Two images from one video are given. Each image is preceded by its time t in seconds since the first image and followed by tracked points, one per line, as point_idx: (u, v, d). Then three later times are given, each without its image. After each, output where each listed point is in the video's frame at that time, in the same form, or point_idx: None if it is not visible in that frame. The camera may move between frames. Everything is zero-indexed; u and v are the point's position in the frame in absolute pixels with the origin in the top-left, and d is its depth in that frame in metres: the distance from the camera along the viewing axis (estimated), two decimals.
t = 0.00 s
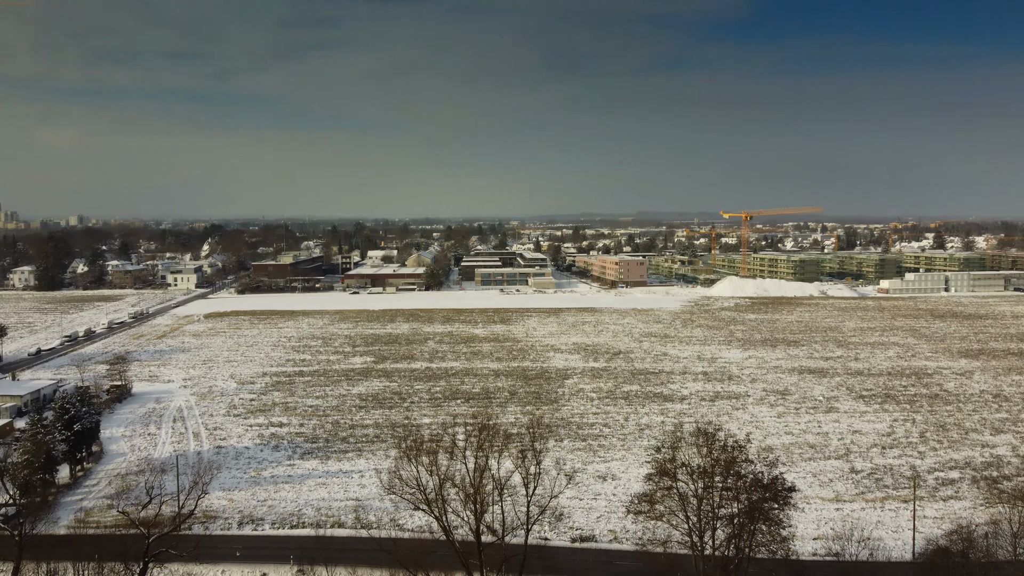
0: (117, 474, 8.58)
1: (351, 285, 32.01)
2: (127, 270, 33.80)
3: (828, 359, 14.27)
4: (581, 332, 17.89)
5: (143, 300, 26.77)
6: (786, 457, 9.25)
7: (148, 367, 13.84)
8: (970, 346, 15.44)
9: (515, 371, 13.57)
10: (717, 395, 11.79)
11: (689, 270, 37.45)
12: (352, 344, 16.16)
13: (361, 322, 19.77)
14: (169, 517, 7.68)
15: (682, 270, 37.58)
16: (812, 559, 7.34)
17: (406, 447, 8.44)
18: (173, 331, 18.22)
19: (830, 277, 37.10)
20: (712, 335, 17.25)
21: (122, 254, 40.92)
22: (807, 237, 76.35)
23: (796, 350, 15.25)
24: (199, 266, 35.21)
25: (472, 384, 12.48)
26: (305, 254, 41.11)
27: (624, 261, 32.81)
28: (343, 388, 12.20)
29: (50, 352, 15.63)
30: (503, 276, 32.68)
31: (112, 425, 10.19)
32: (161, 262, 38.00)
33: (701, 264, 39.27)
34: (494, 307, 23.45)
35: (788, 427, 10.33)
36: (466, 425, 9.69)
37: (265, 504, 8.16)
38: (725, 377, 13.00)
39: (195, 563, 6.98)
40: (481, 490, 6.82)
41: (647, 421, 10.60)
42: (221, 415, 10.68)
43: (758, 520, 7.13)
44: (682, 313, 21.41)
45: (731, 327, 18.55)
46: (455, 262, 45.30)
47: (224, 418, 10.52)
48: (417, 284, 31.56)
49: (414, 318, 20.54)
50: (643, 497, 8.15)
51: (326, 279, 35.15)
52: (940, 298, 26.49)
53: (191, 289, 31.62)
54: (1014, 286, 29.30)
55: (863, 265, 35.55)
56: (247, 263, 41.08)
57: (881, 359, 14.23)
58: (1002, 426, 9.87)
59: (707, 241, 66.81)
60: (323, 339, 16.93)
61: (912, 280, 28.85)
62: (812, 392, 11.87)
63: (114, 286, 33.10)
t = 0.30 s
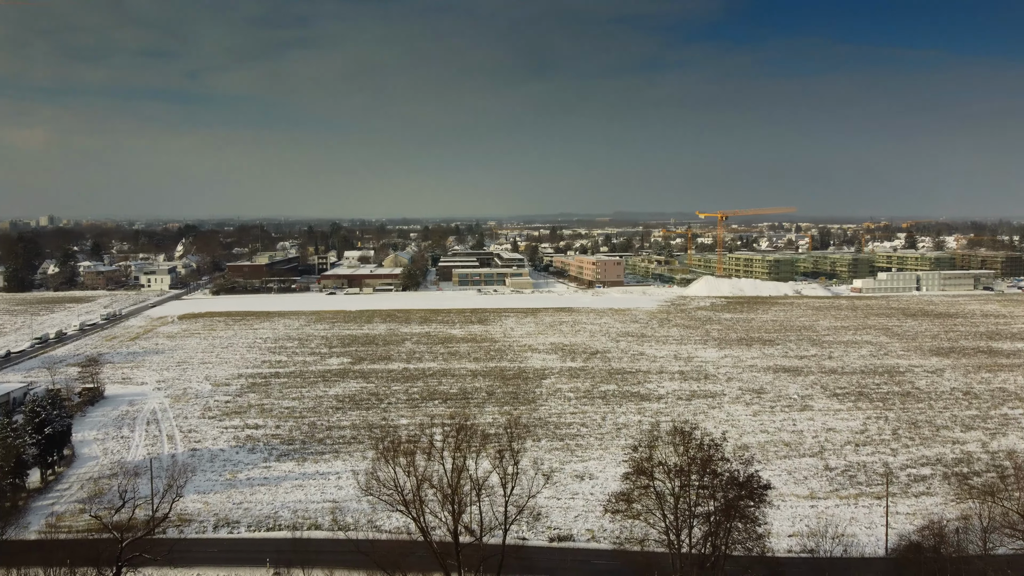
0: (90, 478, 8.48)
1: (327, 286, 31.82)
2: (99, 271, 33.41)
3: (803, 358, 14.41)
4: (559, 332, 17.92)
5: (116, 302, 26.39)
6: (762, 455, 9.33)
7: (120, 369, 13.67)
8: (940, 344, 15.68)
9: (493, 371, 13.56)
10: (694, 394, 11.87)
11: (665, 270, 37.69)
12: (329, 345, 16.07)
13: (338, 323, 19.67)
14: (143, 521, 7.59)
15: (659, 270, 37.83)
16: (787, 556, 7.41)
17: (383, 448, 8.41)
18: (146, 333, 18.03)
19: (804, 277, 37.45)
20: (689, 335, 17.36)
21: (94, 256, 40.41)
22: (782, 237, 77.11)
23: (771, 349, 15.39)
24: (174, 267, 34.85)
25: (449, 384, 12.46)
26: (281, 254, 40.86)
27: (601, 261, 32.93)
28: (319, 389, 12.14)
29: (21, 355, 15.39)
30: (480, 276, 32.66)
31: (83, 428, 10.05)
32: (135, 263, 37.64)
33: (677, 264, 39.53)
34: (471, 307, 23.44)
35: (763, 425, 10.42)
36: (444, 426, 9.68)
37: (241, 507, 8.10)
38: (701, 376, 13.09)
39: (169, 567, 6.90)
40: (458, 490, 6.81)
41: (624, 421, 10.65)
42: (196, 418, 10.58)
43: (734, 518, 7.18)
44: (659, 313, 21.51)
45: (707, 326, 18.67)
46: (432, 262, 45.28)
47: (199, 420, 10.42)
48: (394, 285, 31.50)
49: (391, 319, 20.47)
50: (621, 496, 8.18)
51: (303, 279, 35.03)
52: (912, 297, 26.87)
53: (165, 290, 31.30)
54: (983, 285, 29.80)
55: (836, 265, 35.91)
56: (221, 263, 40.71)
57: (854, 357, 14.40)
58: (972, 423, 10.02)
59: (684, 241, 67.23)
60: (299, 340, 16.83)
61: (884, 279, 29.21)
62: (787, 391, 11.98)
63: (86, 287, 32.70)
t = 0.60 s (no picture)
0: (61, 482, 8.37)
1: (303, 286, 31.71)
2: (70, 272, 32.94)
3: (778, 356, 14.55)
4: (536, 332, 17.96)
5: (88, 304, 25.99)
6: (738, 454, 9.40)
7: (92, 372, 13.49)
8: (912, 343, 15.90)
9: (470, 371, 13.56)
10: (670, 393, 11.95)
11: (642, 270, 37.92)
12: (305, 347, 15.98)
13: (314, 324, 19.58)
14: (116, 525, 7.50)
15: (636, 270, 38.06)
16: (763, 553, 7.46)
17: (360, 450, 8.38)
18: (119, 335, 17.83)
19: (779, 276, 37.76)
20: (665, 334, 17.45)
21: (65, 257, 39.87)
22: (757, 237, 77.91)
23: (747, 348, 15.54)
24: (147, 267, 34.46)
25: (427, 385, 12.45)
26: (256, 255, 40.56)
27: (578, 261, 33.05)
28: (296, 391, 12.07)
29: None
30: (458, 276, 32.63)
31: (55, 432, 9.91)
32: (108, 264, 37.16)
33: (654, 264, 39.77)
34: (449, 307, 23.43)
35: (739, 423, 10.50)
36: (421, 427, 9.67)
37: (216, 510, 8.03)
38: (678, 375, 13.18)
39: (142, 572, 6.82)
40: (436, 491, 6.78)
41: (602, 420, 10.69)
42: (170, 420, 10.48)
43: (710, 516, 7.22)
44: (635, 313, 21.60)
45: (683, 326, 18.80)
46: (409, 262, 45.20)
47: (173, 423, 10.32)
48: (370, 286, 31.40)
49: (368, 319, 20.41)
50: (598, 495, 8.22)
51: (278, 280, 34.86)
52: (883, 297, 27.23)
53: (138, 292, 30.95)
54: (953, 285, 30.32)
55: (811, 265, 36.29)
56: (195, 265, 40.34)
57: (828, 356, 14.55)
58: (943, 420, 10.17)
59: (662, 241, 67.64)
60: (275, 341, 16.72)
61: (858, 279, 29.53)
62: (762, 389, 12.09)
63: (57, 289, 32.23)
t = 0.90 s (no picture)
0: (31, 487, 8.24)
1: (279, 287, 31.50)
2: (41, 273, 32.42)
3: (753, 355, 14.67)
4: (514, 332, 17.97)
5: (61, 306, 25.57)
6: (714, 452, 9.47)
7: (63, 374, 13.30)
8: (885, 341, 16.11)
9: (448, 371, 13.55)
10: (647, 393, 12.01)
11: (619, 270, 38.12)
12: (281, 348, 15.88)
13: (291, 325, 19.47)
14: (88, 529, 7.40)
15: (613, 270, 38.25)
16: (739, 550, 7.51)
17: (337, 451, 8.34)
18: (91, 337, 17.59)
19: (755, 276, 38.03)
20: (642, 334, 17.53)
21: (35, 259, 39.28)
22: (731, 237, 78.49)
23: (722, 347, 15.66)
24: (119, 268, 34.04)
25: (404, 386, 12.42)
26: (232, 256, 40.25)
27: (555, 261, 33.13)
28: (272, 392, 12.00)
29: None
30: (435, 276, 32.55)
31: (25, 436, 9.77)
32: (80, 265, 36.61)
33: (631, 264, 39.97)
34: (426, 308, 23.39)
35: (715, 422, 10.57)
36: (399, 428, 9.65)
37: (191, 513, 7.95)
38: (655, 374, 13.26)
39: None
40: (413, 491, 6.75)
41: (579, 420, 10.73)
42: (143, 423, 10.37)
43: (686, 514, 7.25)
44: (612, 312, 21.67)
45: (659, 325, 18.90)
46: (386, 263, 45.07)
47: (147, 426, 10.22)
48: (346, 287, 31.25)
49: (345, 320, 20.33)
50: (576, 495, 8.24)
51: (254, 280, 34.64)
52: (856, 296, 27.55)
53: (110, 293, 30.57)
54: (925, 284, 30.76)
55: (785, 265, 36.62)
56: (170, 266, 39.95)
57: (803, 354, 14.69)
58: (914, 417, 10.30)
59: (639, 241, 67.97)
60: (251, 342, 16.59)
61: (832, 278, 29.73)
62: (738, 388, 12.19)
63: (28, 290, 31.70)
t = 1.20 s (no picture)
0: None
1: (255, 287, 31.32)
2: (11, 274, 31.88)
3: (729, 354, 14.79)
4: (491, 332, 17.98)
5: (32, 307, 25.19)
6: (690, 451, 9.52)
7: (34, 377, 13.10)
8: (858, 339, 16.31)
9: (426, 372, 13.54)
10: (624, 392, 12.06)
11: (595, 270, 38.32)
12: (257, 349, 15.78)
13: (266, 326, 19.35)
14: (59, 534, 7.28)
15: (589, 270, 38.43)
16: (716, 548, 7.56)
17: (314, 452, 8.30)
18: (62, 339, 17.35)
19: (730, 276, 38.32)
20: (619, 334, 17.61)
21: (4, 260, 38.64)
22: (708, 237, 79.16)
23: (699, 346, 15.79)
24: (91, 269, 33.63)
25: (381, 387, 12.38)
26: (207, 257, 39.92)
27: (532, 261, 33.21)
28: (247, 394, 11.92)
29: None
30: (413, 277, 32.48)
31: None
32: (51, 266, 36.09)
33: (608, 265, 40.16)
34: (403, 308, 23.35)
35: (691, 421, 10.65)
36: (376, 429, 9.63)
37: (165, 517, 7.87)
38: (632, 374, 13.33)
39: None
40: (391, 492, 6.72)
41: (556, 419, 10.77)
42: (116, 426, 10.25)
43: (663, 512, 7.28)
44: (589, 312, 21.71)
45: (636, 325, 19.00)
46: (363, 263, 44.94)
47: (120, 429, 10.10)
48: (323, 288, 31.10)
49: (322, 321, 20.23)
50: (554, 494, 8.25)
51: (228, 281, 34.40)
52: (829, 295, 27.87)
53: (82, 294, 30.16)
54: (896, 283, 31.22)
55: (760, 264, 36.98)
56: (144, 267, 39.55)
57: (778, 353, 14.83)
58: (887, 415, 10.43)
59: (617, 241, 68.35)
60: (226, 344, 16.48)
61: (806, 277, 30.04)
62: (714, 387, 12.29)
63: None
